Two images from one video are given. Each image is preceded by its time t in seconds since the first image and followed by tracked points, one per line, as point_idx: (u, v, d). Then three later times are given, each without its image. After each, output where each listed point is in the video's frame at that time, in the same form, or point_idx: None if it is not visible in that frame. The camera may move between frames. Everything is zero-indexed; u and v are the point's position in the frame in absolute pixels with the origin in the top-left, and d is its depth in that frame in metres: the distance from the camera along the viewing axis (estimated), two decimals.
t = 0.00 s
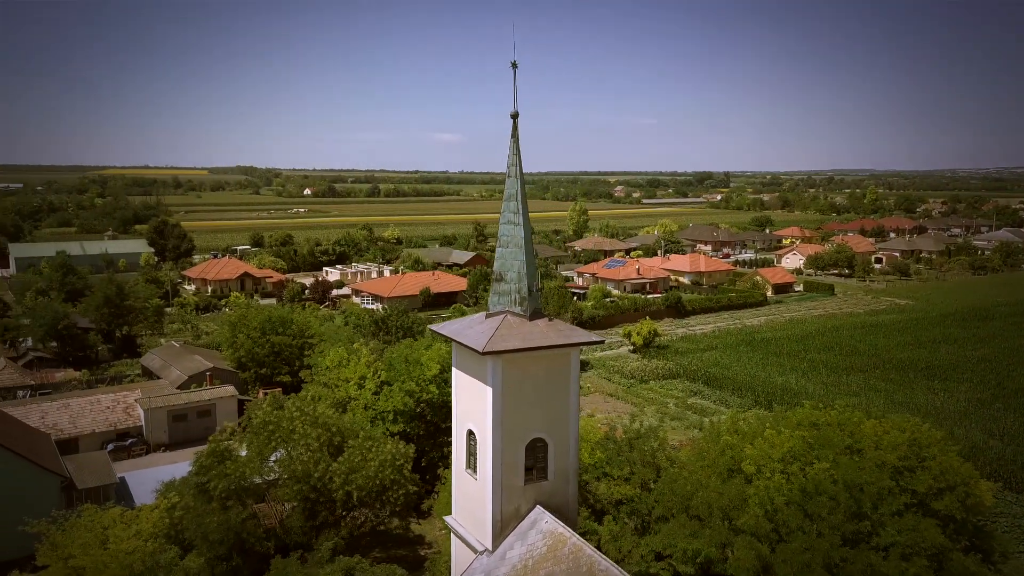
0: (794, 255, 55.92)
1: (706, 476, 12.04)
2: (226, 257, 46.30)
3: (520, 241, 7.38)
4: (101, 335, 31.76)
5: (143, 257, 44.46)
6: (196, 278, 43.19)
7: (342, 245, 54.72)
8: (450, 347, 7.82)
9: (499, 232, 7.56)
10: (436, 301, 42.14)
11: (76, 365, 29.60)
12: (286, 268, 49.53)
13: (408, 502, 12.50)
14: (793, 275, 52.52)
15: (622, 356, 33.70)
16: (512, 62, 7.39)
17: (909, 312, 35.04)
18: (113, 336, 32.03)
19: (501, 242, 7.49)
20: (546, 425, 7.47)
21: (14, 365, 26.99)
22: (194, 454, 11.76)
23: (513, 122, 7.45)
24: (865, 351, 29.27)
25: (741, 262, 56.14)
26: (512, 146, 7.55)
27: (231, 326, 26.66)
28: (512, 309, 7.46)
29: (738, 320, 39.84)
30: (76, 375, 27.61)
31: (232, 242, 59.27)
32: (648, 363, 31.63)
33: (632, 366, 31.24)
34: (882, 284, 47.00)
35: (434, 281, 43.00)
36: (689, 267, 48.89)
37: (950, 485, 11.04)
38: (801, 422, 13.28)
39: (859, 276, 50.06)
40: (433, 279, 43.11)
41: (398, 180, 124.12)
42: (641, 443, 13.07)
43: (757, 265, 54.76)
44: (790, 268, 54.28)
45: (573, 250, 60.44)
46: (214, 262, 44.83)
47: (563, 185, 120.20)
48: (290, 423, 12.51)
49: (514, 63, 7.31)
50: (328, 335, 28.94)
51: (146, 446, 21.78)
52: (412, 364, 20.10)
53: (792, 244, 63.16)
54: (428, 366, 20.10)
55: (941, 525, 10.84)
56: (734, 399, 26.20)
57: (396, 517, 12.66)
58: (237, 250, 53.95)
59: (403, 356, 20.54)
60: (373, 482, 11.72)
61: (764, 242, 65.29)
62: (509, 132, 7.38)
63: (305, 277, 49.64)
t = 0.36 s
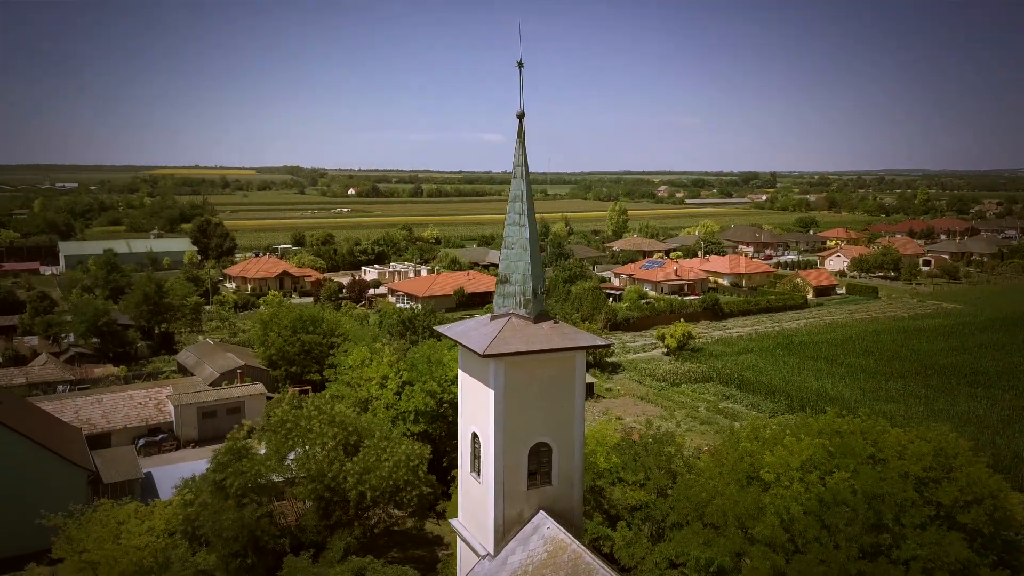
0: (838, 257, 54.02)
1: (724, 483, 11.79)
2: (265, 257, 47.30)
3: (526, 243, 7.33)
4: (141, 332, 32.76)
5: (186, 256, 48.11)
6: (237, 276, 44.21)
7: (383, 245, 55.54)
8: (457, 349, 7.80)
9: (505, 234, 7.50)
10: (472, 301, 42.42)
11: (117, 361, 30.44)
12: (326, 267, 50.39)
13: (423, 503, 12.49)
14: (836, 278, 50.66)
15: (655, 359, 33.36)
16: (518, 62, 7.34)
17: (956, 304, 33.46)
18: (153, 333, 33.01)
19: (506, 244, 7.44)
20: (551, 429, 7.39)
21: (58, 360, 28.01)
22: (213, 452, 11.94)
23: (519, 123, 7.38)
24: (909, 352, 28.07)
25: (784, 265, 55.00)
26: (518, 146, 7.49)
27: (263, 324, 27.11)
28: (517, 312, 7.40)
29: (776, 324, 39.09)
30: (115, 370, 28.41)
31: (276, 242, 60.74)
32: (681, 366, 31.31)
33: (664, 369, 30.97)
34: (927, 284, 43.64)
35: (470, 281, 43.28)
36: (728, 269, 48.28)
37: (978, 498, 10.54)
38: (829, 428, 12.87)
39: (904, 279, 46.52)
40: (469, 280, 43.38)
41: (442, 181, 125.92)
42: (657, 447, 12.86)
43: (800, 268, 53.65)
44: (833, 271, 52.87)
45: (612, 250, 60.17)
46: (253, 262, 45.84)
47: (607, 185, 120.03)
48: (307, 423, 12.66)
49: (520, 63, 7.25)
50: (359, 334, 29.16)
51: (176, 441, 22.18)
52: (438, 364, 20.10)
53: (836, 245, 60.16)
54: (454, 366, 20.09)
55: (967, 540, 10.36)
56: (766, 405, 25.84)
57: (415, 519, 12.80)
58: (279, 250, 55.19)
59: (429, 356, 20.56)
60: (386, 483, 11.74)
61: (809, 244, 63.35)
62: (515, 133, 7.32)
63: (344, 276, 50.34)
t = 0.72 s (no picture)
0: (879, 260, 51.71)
1: (738, 491, 11.57)
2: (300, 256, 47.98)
3: (528, 245, 7.30)
4: (177, 330, 33.57)
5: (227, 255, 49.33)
6: (273, 275, 44.91)
7: (420, 245, 56.11)
8: (458, 352, 7.79)
9: (507, 235, 7.47)
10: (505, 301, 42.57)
11: (152, 358, 31.16)
12: (362, 267, 50.97)
13: (435, 506, 12.50)
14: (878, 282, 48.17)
15: (685, 362, 32.98)
16: (521, 61, 7.27)
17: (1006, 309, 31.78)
18: (188, 330, 33.78)
19: (509, 245, 7.41)
20: (551, 434, 7.34)
21: (96, 357, 28.91)
22: (227, 450, 12.12)
23: (522, 123, 7.33)
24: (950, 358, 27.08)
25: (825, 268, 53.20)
26: (520, 147, 7.42)
27: (292, 324, 27.59)
28: (518, 315, 7.35)
29: (813, 327, 38.30)
30: (151, 366, 29.19)
31: (315, 241, 61.90)
32: (712, 369, 30.96)
33: (695, 372, 30.67)
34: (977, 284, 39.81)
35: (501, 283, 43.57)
36: (765, 270, 47.73)
37: (1003, 512, 10.13)
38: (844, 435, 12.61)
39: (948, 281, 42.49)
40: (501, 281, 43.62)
41: (482, 181, 126.99)
42: (670, 452, 12.68)
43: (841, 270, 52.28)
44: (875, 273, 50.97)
45: (648, 250, 59.70)
46: (290, 261, 46.66)
47: (648, 184, 119.26)
48: (321, 423, 12.79)
49: (522, 63, 7.18)
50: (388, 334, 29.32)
51: (202, 439, 22.60)
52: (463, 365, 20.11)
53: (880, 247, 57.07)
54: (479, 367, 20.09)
55: (992, 556, 9.94)
56: (798, 410, 25.45)
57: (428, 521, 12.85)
58: (317, 250, 56.13)
59: (453, 357, 20.56)
60: (397, 485, 11.77)
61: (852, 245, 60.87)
62: (518, 134, 7.27)
63: (379, 275, 50.95)
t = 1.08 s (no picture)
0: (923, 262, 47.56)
1: (751, 499, 11.35)
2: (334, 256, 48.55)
3: (527, 249, 7.25)
4: (210, 328, 34.28)
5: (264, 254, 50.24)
6: (307, 275, 45.48)
7: (455, 245, 56.41)
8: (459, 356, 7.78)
9: (508, 239, 7.45)
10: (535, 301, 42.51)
11: (185, 355, 31.78)
12: (396, 267, 51.39)
13: (446, 509, 12.47)
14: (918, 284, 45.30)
15: (715, 366, 32.52)
16: (522, 63, 7.21)
17: None
18: (221, 329, 34.47)
19: (509, 250, 7.37)
20: (550, 441, 7.28)
21: (131, 355, 29.71)
22: (240, 451, 12.29)
23: (522, 125, 7.27)
24: (994, 368, 25.96)
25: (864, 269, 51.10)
26: (521, 149, 7.36)
27: (318, 324, 28.02)
28: (518, 319, 7.31)
29: (850, 331, 37.35)
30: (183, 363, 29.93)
31: (353, 241, 62.69)
32: (742, 373, 30.50)
33: (724, 376, 30.21)
34: None
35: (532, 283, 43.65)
36: (803, 273, 46.63)
37: None
38: (858, 445, 12.32)
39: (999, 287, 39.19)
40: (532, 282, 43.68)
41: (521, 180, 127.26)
42: (681, 460, 12.50)
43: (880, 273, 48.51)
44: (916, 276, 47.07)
45: (685, 252, 59.07)
46: (325, 261, 47.32)
47: (689, 184, 117.70)
48: (334, 423, 12.89)
49: (523, 65, 7.12)
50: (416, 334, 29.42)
51: (227, 436, 22.98)
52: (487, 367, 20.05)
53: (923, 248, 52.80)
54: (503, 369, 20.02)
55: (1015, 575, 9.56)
56: (829, 416, 24.88)
57: (439, 524, 12.89)
58: (353, 249, 56.81)
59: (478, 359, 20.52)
60: (407, 487, 11.76)
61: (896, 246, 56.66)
62: (518, 137, 7.22)
63: (412, 275, 51.34)
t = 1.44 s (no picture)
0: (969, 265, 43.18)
1: (763, 510, 11.16)
2: (366, 257, 49.01)
3: (526, 254, 7.23)
4: (241, 327, 34.89)
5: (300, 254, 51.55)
6: (341, 275, 46.11)
7: (487, 246, 56.70)
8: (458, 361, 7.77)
9: (507, 243, 7.43)
10: (563, 303, 42.49)
11: (216, 354, 32.34)
12: (428, 268, 51.80)
13: (455, 513, 12.46)
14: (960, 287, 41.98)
15: (746, 370, 32.04)
16: (520, 66, 7.17)
17: None
18: (252, 328, 35.07)
19: (508, 254, 7.35)
20: (547, 448, 7.25)
21: (163, 353, 30.39)
22: (252, 451, 12.47)
23: (522, 127, 7.22)
24: None
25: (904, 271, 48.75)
26: (520, 152, 7.31)
27: (344, 324, 28.31)
28: (516, 324, 7.28)
29: (887, 336, 36.34)
30: (214, 362, 30.53)
31: (387, 241, 63.33)
32: (772, 378, 29.99)
33: (753, 381, 29.74)
34: None
35: (562, 285, 43.74)
36: (840, 276, 45.46)
37: None
38: (885, 457, 11.92)
39: None
40: (562, 284, 43.75)
41: (557, 181, 127.33)
42: (693, 469, 12.30)
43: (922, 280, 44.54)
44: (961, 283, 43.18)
45: (721, 254, 58.38)
46: (358, 261, 47.99)
47: (731, 183, 115.59)
48: (345, 425, 13.00)
49: (521, 66, 7.08)
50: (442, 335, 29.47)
51: (250, 436, 23.32)
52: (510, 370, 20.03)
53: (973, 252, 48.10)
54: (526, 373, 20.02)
55: None
56: (859, 424, 24.28)
57: (448, 528, 12.90)
58: (388, 250, 57.36)
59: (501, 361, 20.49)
60: (415, 491, 11.74)
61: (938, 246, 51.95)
62: (517, 139, 7.18)
63: (445, 275, 51.67)
